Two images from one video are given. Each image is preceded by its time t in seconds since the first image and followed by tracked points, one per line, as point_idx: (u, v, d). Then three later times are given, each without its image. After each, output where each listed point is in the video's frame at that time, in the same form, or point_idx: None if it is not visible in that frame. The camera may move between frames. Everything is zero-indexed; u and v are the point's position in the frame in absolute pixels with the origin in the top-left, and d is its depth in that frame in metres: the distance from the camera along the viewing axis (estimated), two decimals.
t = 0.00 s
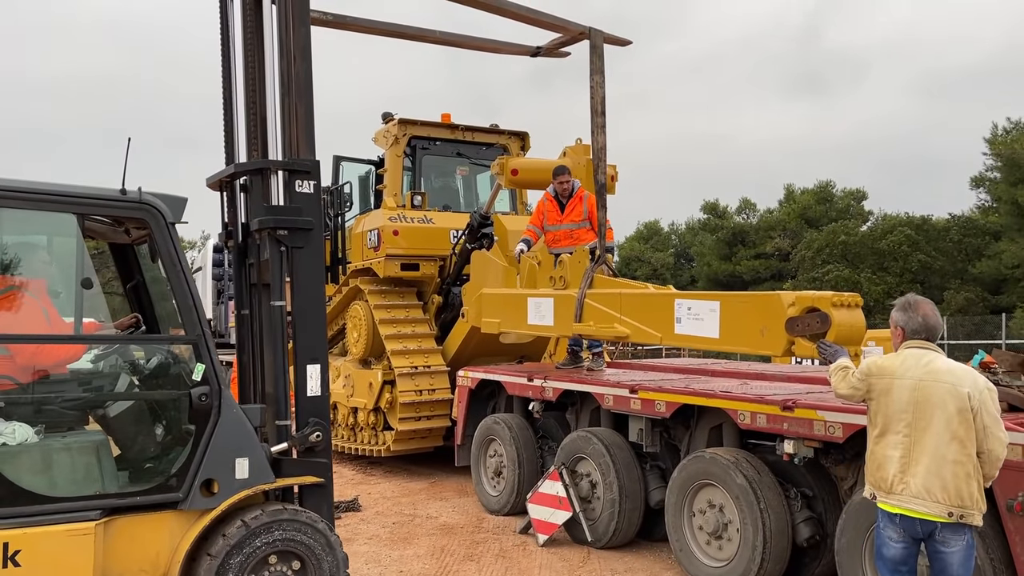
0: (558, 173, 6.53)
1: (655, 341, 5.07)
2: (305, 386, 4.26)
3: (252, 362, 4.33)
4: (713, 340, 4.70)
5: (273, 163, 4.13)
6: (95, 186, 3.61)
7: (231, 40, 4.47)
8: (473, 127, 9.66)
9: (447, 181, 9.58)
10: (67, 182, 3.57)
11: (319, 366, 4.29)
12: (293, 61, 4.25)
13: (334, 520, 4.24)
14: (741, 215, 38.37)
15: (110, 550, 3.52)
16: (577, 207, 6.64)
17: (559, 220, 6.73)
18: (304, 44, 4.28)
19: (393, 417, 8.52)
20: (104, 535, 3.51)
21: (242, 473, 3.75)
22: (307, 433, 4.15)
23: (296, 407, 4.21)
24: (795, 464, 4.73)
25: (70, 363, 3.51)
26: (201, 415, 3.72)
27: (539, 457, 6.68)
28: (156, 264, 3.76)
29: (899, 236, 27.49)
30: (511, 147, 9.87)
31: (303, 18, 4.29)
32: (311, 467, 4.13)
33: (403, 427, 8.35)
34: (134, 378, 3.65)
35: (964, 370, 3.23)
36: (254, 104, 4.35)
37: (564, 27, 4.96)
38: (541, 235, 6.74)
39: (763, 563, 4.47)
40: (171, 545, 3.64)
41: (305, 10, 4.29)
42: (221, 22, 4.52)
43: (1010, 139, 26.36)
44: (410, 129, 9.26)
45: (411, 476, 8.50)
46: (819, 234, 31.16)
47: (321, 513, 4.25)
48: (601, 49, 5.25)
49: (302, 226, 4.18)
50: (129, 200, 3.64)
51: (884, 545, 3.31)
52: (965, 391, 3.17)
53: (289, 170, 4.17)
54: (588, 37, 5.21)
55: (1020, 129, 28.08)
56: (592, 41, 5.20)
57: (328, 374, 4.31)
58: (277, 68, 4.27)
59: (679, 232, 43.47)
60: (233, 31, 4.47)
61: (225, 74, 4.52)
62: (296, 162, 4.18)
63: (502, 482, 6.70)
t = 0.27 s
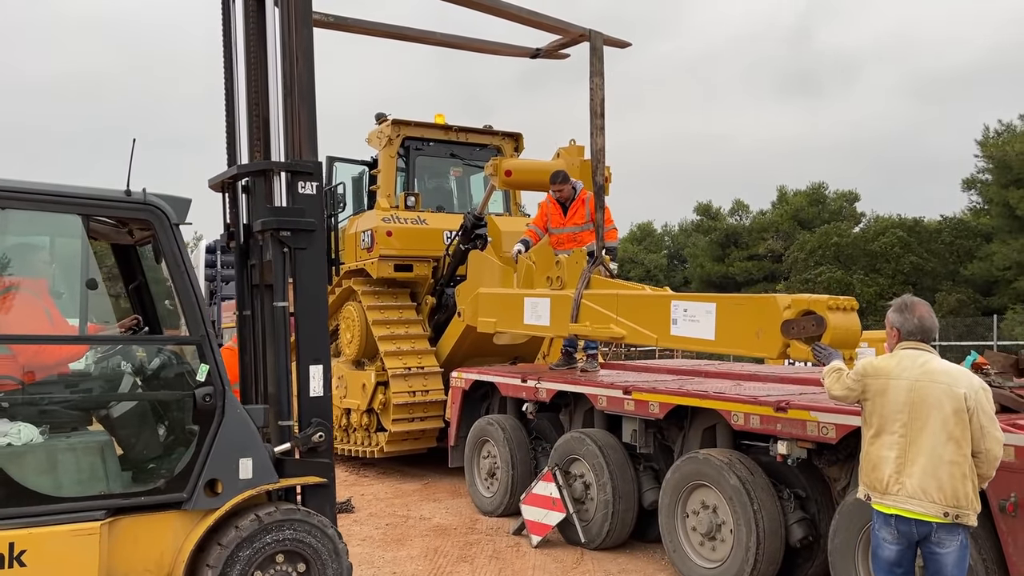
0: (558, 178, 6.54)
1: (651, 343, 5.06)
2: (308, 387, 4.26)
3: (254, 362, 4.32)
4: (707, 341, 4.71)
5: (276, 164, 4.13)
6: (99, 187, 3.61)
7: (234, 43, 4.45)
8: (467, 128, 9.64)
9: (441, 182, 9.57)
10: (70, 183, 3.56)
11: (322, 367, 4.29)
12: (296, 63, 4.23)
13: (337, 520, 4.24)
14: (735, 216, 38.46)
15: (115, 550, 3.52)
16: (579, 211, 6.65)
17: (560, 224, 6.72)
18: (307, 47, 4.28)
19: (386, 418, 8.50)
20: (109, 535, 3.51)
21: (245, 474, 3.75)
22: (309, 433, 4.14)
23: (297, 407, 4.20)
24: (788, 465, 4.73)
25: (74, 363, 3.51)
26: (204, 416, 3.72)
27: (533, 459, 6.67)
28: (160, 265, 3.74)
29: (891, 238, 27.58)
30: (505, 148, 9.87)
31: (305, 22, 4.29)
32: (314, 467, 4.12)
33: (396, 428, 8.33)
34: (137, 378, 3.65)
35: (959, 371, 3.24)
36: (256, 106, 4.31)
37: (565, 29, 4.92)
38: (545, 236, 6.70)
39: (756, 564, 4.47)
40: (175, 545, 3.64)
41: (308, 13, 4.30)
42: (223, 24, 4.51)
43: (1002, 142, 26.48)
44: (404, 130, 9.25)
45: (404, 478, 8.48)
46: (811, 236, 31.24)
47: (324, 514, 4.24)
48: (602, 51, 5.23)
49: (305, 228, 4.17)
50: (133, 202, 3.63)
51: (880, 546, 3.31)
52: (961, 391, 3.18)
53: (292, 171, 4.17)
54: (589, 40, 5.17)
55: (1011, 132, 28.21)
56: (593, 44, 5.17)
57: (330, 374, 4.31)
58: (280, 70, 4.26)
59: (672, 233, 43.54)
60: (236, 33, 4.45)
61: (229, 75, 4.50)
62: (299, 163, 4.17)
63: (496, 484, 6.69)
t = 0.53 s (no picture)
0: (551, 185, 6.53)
1: (643, 342, 5.07)
2: (312, 387, 4.27)
3: (256, 361, 4.31)
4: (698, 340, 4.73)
5: (282, 166, 4.13)
6: (105, 188, 3.57)
7: (237, 48, 4.44)
8: (460, 129, 9.64)
9: (434, 183, 9.56)
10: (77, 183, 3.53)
11: (326, 367, 4.31)
12: (299, 66, 4.21)
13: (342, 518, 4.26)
14: (727, 217, 38.55)
15: (122, 549, 3.52)
16: (574, 215, 6.64)
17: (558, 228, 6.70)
18: (310, 49, 4.26)
19: (380, 419, 8.48)
20: (116, 534, 3.51)
21: (251, 473, 3.78)
22: (314, 433, 4.18)
23: (301, 407, 4.22)
24: (781, 465, 4.74)
25: (79, 363, 3.49)
26: (210, 416, 3.74)
27: (526, 459, 6.67)
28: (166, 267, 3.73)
29: (883, 239, 27.68)
30: (498, 149, 9.88)
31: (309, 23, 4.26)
32: (318, 467, 4.13)
33: (389, 429, 8.32)
34: (142, 378, 3.62)
35: (946, 371, 3.25)
36: (261, 106, 4.29)
37: (564, 30, 5.00)
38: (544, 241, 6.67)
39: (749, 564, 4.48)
40: (182, 545, 3.65)
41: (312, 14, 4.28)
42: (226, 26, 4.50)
43: (993, 143, 26.60)
44: (397, 130, 9.24)
45: (397, 478, 8.47)
46: (804, 237, 31.33)
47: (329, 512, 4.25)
48: (602, 53, 5.25)
49: (309, 229, 4.18)
50: (139, 203, 3.62)
51: (866, 545, 3.32)
52: (947, 392, 3.19)
53: (296, 172, 4.17)
54: (588, 41, 5.23)
55: (1002, 133, 28.35)
56: (593, 45, 5.20)
57: (334, 374, 4.33)
58: (283, 72, 4.23)
59: (665, 234, 43.61)
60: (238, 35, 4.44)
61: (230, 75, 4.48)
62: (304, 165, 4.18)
63: (489, 484, 6.68)
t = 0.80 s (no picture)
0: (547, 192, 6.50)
1: (635, 341, 5.08)
2: (316, 387, 4.24)
3: (260, 360, 4.35)
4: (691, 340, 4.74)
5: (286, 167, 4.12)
6: (112, 191, 3.64)
7: (241, 51, 4.46)
8: (453, 130, 9.63)
9: (427, 183, 9.55)
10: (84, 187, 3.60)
11: (330, 367, 4.28)
12: (303, 67, 4.19)
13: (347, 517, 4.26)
14: (720, 217, 38.63)
15: (130, 548, 3.57)
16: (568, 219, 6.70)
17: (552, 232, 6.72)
18: (315, 50, 4.24)
19: (372, 420, 8.47)
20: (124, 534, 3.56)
21: (257, 473, 3.83)
22: (318, 432, 4.15)
23: (306, 407, 4.19)
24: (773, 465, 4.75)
25: (86, 363, 3.55)
26: (216, 416, 3.79)
27: (519, 460, 6.67)
28: (172, 267, 3.83)
29: (875, 239, 27.78)
30: (491, 149, 9.87)
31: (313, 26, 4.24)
32: (322, 467, 4.13)
33: (382, 430, 8.31)
34: (148, 379, 3.69)
35: (935, 371, 3.26)
36: (266, 110, 4.32)
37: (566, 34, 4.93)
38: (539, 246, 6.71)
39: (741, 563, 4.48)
40: (189, 544, 3.70)
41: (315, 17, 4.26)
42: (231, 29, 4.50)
43: (984, 144, 26.71)
44: (390, 130, 9.23)
45: (390, 479, 8.46)
46: (796, 237, 31.42)
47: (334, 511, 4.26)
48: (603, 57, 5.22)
49: (313, 230, 4.16)
50: (146, 205, 3.69)
51: (855, 544, 3.33)
52: (936, 392, 3.21)
53: (300, 174, 4.16)
54: (589, 45, 5.14)
55: (993, 134, 28.47)
56: (594, 48, 5.15)
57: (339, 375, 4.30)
58: (288, 74, 4.23)
59: (658, 234, 43.65)
60: (243, 40, 4.47)
61: (237, 77, 4.47)
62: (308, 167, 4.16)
63: (482, 485, 6.68)
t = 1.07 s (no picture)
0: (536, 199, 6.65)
1: (630, 338, 5.08)
2: (319, 386, 4.24)
3: (261, 360, 4.34)
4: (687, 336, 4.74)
5: (289, 168, 4.10)
6: (116, 191, 3.62)
7: (243, 51, 4.44)
8: (446, 129, 9.62)
9: (419, 183, 9.54)
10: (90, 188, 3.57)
11: (332, 367, 4.29)
12: (305, 69, 4.18)
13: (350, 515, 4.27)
14: (712, 217, 38.71)
15: (136, 548, 3.57)
16: (563, 222, 6.99)
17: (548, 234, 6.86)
18: (316, 51, 4.23)
19: (365, 420, 8.45)
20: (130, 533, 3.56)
21: (262, 472, 3.84)
22: (321, 432, 4.15)
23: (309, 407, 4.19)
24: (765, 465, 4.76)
25: (90, 364, 3.53)
26: (221, 415, 3.79)
27: (511, 460, 6.67)
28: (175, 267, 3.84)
29: (867, 239, 27.87)
30: (484, 149, 9.86)
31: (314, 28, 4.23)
32: (325, 466, 4.14)
33: (375, 430, 8.29)
34: (151, 379, 3.69)
35: (927, 371, 3.26)
36: (268, 110, 4.29)
37: (565, 34, 4.93)
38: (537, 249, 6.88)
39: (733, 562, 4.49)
40: (193, 543, 3.71)
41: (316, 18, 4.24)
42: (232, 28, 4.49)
43: (975, 144, 26.82)
44: (382, 130, 9.21)
45: (382, 479, 8.44)
46: (788, 237, 31.50)
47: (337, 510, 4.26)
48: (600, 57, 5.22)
49: (316, 230, 4.14)
50: (151, 205, 3.68)
51: (847, 541, 3.34)
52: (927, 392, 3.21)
53: (303, 175, 4.14)
54: (588, 45, 5.12)
55: (984, 134, 28.59)
56: (591, 48, 5.15)
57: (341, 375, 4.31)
58: (290, 76, 4.21)
59: (650, 234, 43.71)
60: (244, 40, 4.44)
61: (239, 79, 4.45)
62: (309, 168, 4.13)
63: (475, 485, 6.67)
